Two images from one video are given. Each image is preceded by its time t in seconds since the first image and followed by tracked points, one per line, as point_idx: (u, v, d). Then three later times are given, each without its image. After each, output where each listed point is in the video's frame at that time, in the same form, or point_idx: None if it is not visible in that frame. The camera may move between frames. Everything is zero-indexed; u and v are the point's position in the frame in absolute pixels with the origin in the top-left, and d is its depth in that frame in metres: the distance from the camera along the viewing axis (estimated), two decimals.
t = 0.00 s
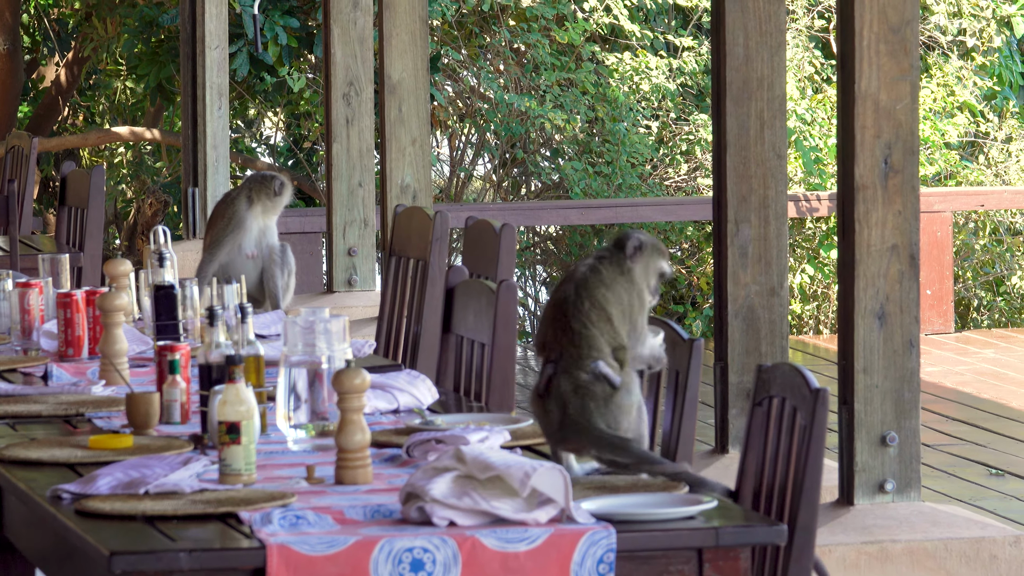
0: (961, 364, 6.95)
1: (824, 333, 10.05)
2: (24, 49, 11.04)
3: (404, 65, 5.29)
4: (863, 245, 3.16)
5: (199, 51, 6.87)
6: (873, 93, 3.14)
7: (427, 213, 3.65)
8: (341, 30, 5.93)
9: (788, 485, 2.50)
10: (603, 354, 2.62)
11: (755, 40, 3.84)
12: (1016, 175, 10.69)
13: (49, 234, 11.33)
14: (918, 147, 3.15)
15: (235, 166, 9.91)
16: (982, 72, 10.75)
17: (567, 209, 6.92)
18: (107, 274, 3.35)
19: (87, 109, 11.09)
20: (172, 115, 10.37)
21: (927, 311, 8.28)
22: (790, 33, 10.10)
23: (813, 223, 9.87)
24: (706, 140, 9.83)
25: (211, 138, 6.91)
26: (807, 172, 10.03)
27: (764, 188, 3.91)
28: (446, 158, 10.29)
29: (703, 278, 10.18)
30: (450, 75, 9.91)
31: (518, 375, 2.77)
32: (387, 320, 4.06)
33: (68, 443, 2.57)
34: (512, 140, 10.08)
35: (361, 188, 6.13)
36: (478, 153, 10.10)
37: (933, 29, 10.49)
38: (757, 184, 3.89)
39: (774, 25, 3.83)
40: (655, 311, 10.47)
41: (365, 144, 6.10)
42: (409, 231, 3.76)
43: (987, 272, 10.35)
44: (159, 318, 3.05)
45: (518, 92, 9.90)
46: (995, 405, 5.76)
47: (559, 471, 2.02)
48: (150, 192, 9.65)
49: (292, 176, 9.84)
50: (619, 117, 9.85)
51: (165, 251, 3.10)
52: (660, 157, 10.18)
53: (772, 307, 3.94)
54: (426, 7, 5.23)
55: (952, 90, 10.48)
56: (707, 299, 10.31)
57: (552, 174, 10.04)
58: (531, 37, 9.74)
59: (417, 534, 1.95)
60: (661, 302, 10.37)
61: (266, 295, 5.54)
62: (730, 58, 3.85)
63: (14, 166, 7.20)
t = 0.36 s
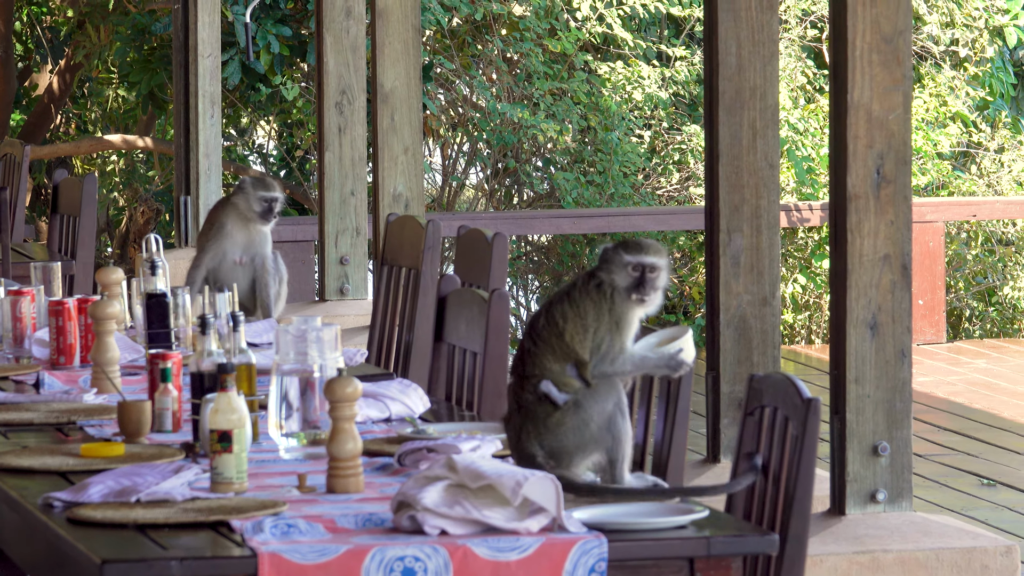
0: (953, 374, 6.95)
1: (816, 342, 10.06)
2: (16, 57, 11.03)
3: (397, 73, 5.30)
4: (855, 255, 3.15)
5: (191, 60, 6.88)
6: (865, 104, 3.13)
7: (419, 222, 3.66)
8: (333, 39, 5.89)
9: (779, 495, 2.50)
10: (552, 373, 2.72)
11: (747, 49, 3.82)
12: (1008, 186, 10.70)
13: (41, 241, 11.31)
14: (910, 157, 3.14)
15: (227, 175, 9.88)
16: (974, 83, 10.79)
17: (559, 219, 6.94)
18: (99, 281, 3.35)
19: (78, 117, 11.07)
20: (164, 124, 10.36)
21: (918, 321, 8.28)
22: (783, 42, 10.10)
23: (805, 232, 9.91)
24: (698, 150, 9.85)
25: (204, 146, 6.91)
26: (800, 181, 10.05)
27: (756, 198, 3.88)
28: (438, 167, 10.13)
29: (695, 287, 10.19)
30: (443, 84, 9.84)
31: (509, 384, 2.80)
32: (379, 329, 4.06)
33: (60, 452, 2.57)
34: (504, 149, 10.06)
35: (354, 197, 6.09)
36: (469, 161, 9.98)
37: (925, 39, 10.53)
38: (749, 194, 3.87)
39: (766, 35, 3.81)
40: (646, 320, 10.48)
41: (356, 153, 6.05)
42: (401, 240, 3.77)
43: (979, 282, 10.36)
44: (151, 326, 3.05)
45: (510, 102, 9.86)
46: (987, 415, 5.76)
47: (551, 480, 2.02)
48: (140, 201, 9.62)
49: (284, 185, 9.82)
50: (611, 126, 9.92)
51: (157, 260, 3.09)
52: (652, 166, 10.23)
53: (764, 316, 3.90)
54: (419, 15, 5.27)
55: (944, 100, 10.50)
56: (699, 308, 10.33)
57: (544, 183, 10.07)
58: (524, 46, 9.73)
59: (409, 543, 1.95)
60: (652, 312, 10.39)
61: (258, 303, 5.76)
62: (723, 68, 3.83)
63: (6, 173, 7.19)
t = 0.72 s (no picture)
0: (939, 376, 6.96)
1: (801, 345, 10.09)
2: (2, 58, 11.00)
3: (383, 75, 5.30)
4: (841, 257, 3.14)
5: (177, 62, 6.88)
6: (851, 106, 3.12)
7: (405, 224, 3.67)
8: (319, 41, 5.88)
9: (765, 497, 2.50)
10: (554, 382, 2.80)
11: (734, 51, 3.81)
12: (994, 188, 10.74)
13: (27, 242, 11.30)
14: (896, 159, 3.13)
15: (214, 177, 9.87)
16: (959, 85, 10.83)
17: (545, 221, 6.97)
18: (84, 283, 3.35)
19: (65, 119, 11.06)
20: (150, 126, 10.35)
21: (904, 323, 8.29)
22: (769, 45, 10.14)
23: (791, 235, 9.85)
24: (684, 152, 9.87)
25: (189, 148, 6.91)
26: (786, 184, 10.07)
27: (742, 200, 3.87)
28: (424, 169, 10.22)
29: (681, 290, 10.21)
30: (430, 86, 9.89)
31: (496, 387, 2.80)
32: (365, 331, 4.06)
33: (45, 453, 2.57)
34: (490, 151, 10.07)
35: (339, 199, 6.08)
36: (456, 164, 10.03)
37: (912, 41, 10.59)
38: (735, 196, 3.85)
39: (753, 37, 3.80)
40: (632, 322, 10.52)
41: (343, 155, 6.05)
42: (387, 242, 3.77)
43: (965, 284, 10.46)
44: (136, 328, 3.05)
45: (496, 104, 9.87)
46: (972, 417, 5.77)
47: (536, 481, 2.03)
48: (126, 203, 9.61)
49: (270, 187, 9.81)
50: (597, 128, 9.87)
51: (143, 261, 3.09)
52: (638, 169, 10.21)
53: (749, 318, 3.89)
54: (405, 17, 5.26)
55: (930, 103, 10.56)
56: (685, 310, 10.37)
57: (530, 185, 10.03)
58: (510, 48, 9.73)
59: (394, 545, 1.96)
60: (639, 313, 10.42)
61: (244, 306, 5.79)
62: (710, 70, 3.81)
63: None
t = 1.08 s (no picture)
0: (916, 378, 6.96)
1: (778, 346, 10.13)
2: None
3: (360, 77, 5.30)
4: (818, 259, 3.14)
5: (154, 63, 6.88)
6: (828, 108, 3.13)
7: (382, 225, 3.68)
8: (297, 42, 5.88)
9: (740, 499, 2.51)
10: (548, 386, 2.55)
11: (711, 53, 3.81)
12: (971, 190, 10.79)
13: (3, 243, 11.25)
14: (873, 161, 3.14)
15: (190, 178, 9.83)
16: (936, 86, 10.88)
17: (521, 223, 6.99)
18: (61, 285, 3.35)
19: (40, 120, 11.02)
20: (127, 128, 10.32)
21: (881, 324, 8.21)
22: (746, 47, 10.17)
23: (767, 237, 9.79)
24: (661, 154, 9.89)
25: (166, 149, 6.91)
26: (763, 186, 10.06)
27: (719, 202, 3.87)
28: (401, 170, 10.20)
29: (658, 291, 10.23)
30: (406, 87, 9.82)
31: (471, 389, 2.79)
32: (341, 332, 4.06)
33: (21, 455, 2.57)
34: (467, 152, 10.06)
35: (316, 200, 6.06)
36: (433, 166, 10.03)
37: (889, 43, 10.64)
38: (712, 197, 3.85)
39: (730, 38, 3.80)
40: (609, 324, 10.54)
41: (320, 156, 6.01)
42: (363, 244, 3.77)
43: (941, 286, 10.56)
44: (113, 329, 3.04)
45: (473, 105, 9.88)
46: (949, 419, 5.77)
47: (512, 483, 2.03)
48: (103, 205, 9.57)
49: (247, 189, 9.79)
50: (575, 130, 9.91)
51: (120, 263, 3.09)
52: (615, 170, 10.22)
53: (726, 320, 3.88)
54: (383, 19, 5.28)
55: (907, 104, 10.60)
56: (661, 312, 10.40)
57: (507, 187, 10.07)
58: (487, 50, 9.72)
59: (371, 546, 1.96)
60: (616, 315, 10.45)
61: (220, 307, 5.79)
62: (686, 72, 3.81)
63: None
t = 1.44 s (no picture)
0: (892, 377, 6.97)
1: (755, 346, 10.14)
2: None
3: (336, 78, 5.30)
4: (794, 258, 3.14)
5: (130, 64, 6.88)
6: (804, 107, 3.13)
7: (358, 226, 3.67)
8: (273, 42, 5.90)
9: (717, 499, 2.51)
10: (559, 351, 3.01)
11: (687, 53, 3.81)
12: (947, 190, 10.87)
13: None
14: (850, 160, 3.14)
15: (166, 179, 9.81)
16: (913, 86, 10.90)
17: (496, 223, 6.99)
18: (38, 285, 3.35)
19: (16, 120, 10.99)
20: (104, 129, 10.30)
21: (857, 325, 8.29)
22: (721, 47, 10.18)
23: (744, 237, 10.03)
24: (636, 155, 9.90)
25: (142, 150, 6.91)
26: (739, 186, 10.09)
27: (695, 202, 3.86)
28: (378, 171, 10.17)
29: (635, 292, 10.25)
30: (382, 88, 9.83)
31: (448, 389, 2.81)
32: (317, 332, 4.06)
33: None
34: (443, 153, 10.05)
35: (292, 201, 6.06)
36: (409, 166, 10.04)
37: (865, 43, 10.66)
38: (688, 197, 3.85)
39: (707, 38, 3.80)
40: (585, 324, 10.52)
41: (296, 157, 6.02)
42: (340, 244, 3.77)
43: (917, 286, 10.60)
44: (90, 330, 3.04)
45: (449, 106, 9.89)
46: (926, 418, 5.77)
47: (489, 484, 2.03)
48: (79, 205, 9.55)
49: (224, 190, 9.77)
50: (550, 130, 9.92)
51: (96, 263, 3.10)
52: (592, 171, 10.23)
53: (703, 320, 3.88)
54: (359, 19, 5.29)
55: (884, 104, 10.63)
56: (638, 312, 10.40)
57: (483, 187, 10.04)
58: (464, 50, 9.73)
59: (347, 546, 1.96)
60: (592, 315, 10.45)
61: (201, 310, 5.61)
62: (662, 72, 3.80)
63: None
